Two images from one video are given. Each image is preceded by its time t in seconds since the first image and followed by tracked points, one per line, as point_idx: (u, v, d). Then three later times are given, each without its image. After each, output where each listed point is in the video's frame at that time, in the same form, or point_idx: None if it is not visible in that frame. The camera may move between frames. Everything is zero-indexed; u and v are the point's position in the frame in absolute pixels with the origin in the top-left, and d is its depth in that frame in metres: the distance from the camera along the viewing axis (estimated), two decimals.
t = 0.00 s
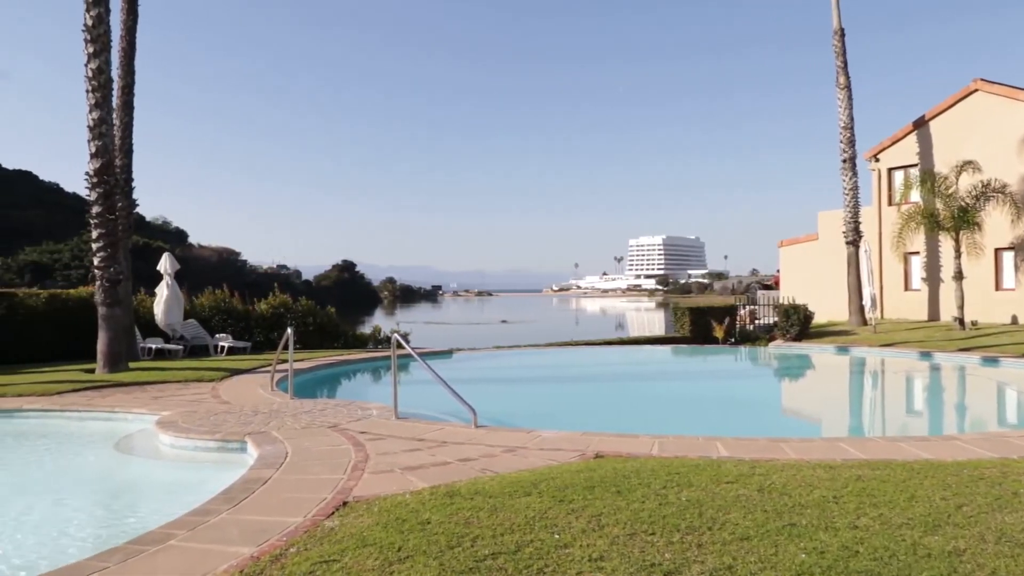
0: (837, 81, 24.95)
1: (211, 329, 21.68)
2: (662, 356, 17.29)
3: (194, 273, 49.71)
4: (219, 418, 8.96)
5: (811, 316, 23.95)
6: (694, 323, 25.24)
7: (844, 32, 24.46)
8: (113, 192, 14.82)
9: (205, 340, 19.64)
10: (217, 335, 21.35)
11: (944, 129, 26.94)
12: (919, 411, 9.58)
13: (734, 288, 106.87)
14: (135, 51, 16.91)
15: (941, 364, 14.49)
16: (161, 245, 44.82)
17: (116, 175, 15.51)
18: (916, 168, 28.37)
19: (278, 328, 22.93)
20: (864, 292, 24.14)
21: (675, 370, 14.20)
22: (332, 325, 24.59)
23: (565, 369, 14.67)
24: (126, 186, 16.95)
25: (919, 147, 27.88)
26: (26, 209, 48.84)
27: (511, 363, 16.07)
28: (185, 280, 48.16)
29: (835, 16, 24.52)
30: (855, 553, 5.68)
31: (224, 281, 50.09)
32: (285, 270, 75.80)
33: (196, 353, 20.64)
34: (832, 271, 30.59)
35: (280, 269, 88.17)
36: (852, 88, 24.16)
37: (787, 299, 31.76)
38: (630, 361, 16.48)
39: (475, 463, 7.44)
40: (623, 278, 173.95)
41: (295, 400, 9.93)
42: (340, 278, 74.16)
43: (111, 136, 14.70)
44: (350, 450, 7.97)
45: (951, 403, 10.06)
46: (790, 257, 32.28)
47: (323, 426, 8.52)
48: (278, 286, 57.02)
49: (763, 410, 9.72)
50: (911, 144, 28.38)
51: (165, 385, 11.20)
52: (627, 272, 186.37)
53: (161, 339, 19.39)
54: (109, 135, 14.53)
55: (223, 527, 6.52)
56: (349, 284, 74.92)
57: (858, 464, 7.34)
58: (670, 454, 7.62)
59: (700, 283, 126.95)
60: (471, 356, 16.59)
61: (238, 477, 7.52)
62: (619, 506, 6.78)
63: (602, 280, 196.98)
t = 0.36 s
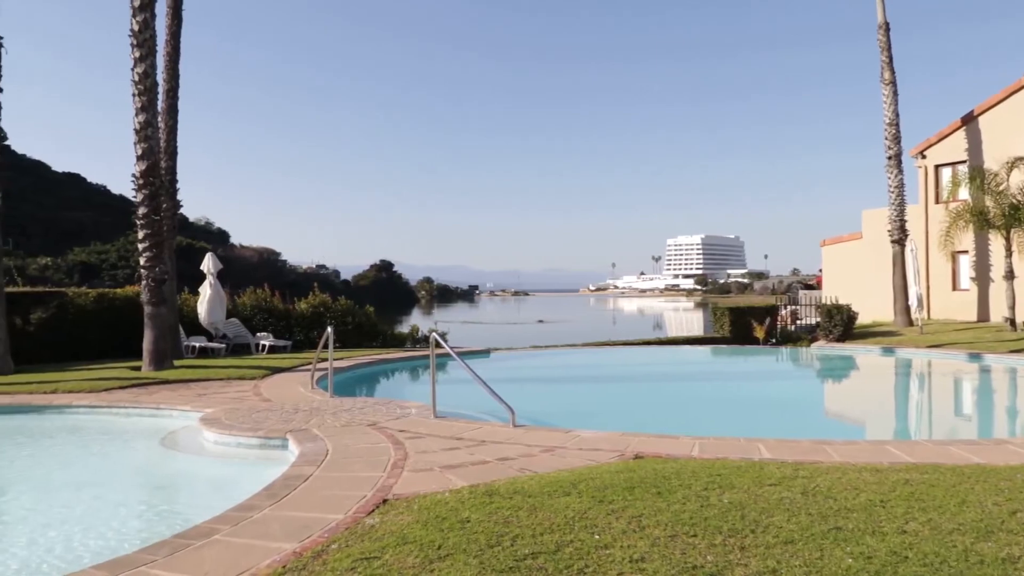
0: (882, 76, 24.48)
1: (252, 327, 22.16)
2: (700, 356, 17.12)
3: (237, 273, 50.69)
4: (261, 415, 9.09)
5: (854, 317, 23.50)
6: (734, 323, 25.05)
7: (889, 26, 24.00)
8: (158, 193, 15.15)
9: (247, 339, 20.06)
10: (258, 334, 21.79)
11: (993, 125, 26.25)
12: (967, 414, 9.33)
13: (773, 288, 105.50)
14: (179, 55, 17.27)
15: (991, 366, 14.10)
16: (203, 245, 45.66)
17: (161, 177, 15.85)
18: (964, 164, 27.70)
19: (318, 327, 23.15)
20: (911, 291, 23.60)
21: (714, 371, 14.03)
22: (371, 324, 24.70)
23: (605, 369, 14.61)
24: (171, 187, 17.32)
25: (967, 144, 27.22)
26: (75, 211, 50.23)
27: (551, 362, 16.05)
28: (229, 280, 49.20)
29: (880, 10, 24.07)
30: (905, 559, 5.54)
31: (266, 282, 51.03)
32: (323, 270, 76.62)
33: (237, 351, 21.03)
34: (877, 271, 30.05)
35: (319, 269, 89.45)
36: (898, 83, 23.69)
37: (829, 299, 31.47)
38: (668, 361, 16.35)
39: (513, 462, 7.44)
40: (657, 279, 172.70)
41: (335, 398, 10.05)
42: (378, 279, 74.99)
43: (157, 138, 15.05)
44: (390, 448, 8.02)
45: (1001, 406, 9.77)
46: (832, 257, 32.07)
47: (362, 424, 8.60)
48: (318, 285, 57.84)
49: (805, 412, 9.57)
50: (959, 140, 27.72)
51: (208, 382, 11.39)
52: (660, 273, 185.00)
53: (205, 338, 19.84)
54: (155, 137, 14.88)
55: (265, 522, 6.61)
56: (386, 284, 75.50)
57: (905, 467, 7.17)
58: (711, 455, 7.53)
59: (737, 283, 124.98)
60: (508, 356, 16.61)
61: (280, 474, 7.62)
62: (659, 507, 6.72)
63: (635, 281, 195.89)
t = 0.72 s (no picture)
0: (932, 71, 23.90)
1: (297, 326, 22.62)
2: (744, 357, 16.89)
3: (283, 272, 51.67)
4: (306, 413, 9.23)
5: (906, 318, 23.05)
6: (778, 323, 25.20)
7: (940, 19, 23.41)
8: (206, 195, 15.47)
9: (292, 337, 20.41)
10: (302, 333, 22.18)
11: None
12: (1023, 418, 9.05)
13: (818, 288, 103.48)
14: (226, 60, 17.61)
15: None
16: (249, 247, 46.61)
17: (208, 179, 16.20)
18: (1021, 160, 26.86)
19: (360, 326, 23.37)
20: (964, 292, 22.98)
21: (758, 372, 13.82)
22: (413, 324, 24.82)
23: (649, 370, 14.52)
24: (218, 189, 17.68)
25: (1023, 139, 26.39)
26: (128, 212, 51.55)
27: (594, 363, 15.99)
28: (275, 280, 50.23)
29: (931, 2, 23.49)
30: (961, 566, 5.38)
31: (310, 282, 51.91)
32: (364, 270, 77.47)
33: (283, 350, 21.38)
34: (927, 271, 29.36)
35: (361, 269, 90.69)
36: (950, 78, 23.10)
37: (878, 299, 30.85)
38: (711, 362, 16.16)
39: (556, 462, 7.42)
40: (695, 279, 170.86)
41: (378, 397, 10.15)
42: (418, 279, 75.69)
43: (205, 141, 15.38)
44: (432, 447, 8.07)
45: None
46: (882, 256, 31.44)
47: (405, 423, 8.67)
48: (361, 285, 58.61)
49: (853, 415, 9.38)
50: (1015, 136, 26.89)
51: (254, 381, 11.61)
52: (698, 273, 183.06)
53: (251, 337, 20.28)
54: (203, 140, 15.21)
55: (312, 519, 6.71)
56: (425, 284, 76.28)
57: (959, 472, 6.98)
58: (757, 458, 7.43)
59: (780, 283, 122.82)
60: (550, 356, 16.59)
61: (324, 471, 7.72)
62: (704, 509, 6.64)
63: (672, 281, 194.20)
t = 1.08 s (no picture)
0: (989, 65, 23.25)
1: (342, 326, 22.94)
2: (790, 359, 16.63)
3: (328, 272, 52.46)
4: (351, 411, 9.35)
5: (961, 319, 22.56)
6: (828, 324, 24.89)
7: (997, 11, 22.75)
8: (254, 196, 15.75)
9: (336, 337, 20.61)
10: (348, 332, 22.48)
11: None
12: None
13: (868, 288, 101.18)
14: (273, 63, 17.90)
15: None
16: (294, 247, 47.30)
17: (257, 180, 16.50)
18: None
19: (404, 326, 23.50)
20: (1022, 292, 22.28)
21: (806, 374, 13.59)
22: (456, 323, 24.96)
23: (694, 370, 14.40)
24: (266, 190, 17.99)
25: None
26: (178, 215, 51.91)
27: (638, 363, 15.92)
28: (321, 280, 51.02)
29: None
30: None
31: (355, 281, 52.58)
32: (405, 270, 78.13)
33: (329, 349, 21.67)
34: (983, 271, 28.58)
35: (405, 269, 91.57)
36: (1007, 71, 22.45)
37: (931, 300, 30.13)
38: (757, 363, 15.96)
39: (602, 463, 7.40)
40: (735, 279, 168.72)
41: (421, 396, 10.23)
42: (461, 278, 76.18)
43: (253, 143, 15.66)
44: (477, 446, 8.10)
45: None
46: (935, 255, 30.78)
47: (448, 422, 8.71)
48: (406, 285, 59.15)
49: (905, 419, 9.16)
50: None
51: (301, 379, 11.80)
52: (737, 273, 180.83)
53: (296, 336, 20.62)
54: (251, 143, 15.49)
55: (360, 516, 6.78)
56: (466, 284, 76.70)
57: (1018, 479, 6.77)
58: (807, 461, 7.32)
59: (829, 283, 120.82)
60: (594, 357, 16.57)
61: (370, 469, 7.81)
62: (753, 513, 6.54)
63: (711, 281, 192.09)
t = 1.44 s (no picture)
0: None
1: (385, 325, 23.19)
2: (838, 361, 16.32)
3: (373, 272, 53.03)
4: (396, 410, 9.45)
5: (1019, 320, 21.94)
6: (878, 326, 24.40)
7: None
8: (300, 198, 15.99)
9: (380, 335, 20.95)
10: (391, 331, 22.72)
11: None
12: None
13: (920, 287, 98.38)
14: (318, 66, 18.16)
15: None
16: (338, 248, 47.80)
17: (303, 181, 16.77)
18: None
19: (447, 325, 23.74)
20: None
21: (855, 376, 13.33)
22: (498, 324, 25.04)
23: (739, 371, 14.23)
24: (312, 191, 18.26)
25: None
26: (227, 216, 52.62)
27: (682, 364, 15.80)
28: (365, 279, 51.62)
29: None
30: None
31: (399, 281, 53.04)
32: (445, 269, 78.51)
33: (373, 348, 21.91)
34: None
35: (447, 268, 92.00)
36: None
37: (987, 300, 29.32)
38: (804, 364, 15.70)
39: (647, 464, 7.35)
40: (777, 279, 165.80)
41: (465, 395, 10.29)
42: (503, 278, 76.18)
43: (299, 145, 15.90)
44: (521, 446, 8.11)
45: None
46: (991, 254, 29.96)
47: (492, 422, 8.74)
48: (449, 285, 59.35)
49: (958, 423, 8.92)
50: None
51: (346, 378, 11.95)
52: (779, 273, 177.71)
53: (341, 335, 20.89)
54: (297, 145, 15.73)
55: (406, 514, 6.85)
56: (510, 284, 76.42)
57: None
58: (858, 465, 7.18)
59: (880, 283, 117.83)
60: (636, 357, 16.49)
61: (415, 467, 7.88)
62: (803, 517, 6.42)
63: (752, 280, 189.15)
